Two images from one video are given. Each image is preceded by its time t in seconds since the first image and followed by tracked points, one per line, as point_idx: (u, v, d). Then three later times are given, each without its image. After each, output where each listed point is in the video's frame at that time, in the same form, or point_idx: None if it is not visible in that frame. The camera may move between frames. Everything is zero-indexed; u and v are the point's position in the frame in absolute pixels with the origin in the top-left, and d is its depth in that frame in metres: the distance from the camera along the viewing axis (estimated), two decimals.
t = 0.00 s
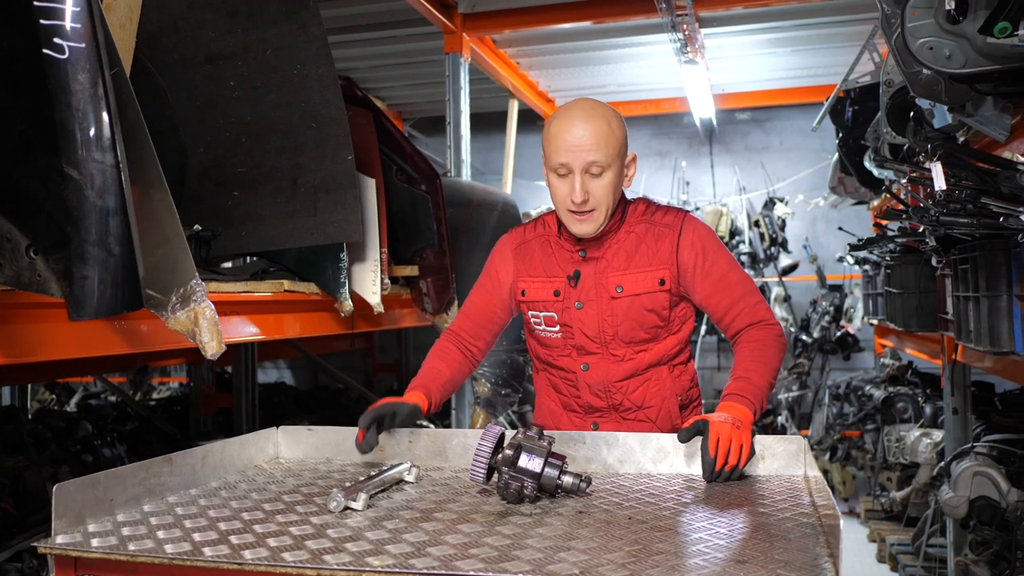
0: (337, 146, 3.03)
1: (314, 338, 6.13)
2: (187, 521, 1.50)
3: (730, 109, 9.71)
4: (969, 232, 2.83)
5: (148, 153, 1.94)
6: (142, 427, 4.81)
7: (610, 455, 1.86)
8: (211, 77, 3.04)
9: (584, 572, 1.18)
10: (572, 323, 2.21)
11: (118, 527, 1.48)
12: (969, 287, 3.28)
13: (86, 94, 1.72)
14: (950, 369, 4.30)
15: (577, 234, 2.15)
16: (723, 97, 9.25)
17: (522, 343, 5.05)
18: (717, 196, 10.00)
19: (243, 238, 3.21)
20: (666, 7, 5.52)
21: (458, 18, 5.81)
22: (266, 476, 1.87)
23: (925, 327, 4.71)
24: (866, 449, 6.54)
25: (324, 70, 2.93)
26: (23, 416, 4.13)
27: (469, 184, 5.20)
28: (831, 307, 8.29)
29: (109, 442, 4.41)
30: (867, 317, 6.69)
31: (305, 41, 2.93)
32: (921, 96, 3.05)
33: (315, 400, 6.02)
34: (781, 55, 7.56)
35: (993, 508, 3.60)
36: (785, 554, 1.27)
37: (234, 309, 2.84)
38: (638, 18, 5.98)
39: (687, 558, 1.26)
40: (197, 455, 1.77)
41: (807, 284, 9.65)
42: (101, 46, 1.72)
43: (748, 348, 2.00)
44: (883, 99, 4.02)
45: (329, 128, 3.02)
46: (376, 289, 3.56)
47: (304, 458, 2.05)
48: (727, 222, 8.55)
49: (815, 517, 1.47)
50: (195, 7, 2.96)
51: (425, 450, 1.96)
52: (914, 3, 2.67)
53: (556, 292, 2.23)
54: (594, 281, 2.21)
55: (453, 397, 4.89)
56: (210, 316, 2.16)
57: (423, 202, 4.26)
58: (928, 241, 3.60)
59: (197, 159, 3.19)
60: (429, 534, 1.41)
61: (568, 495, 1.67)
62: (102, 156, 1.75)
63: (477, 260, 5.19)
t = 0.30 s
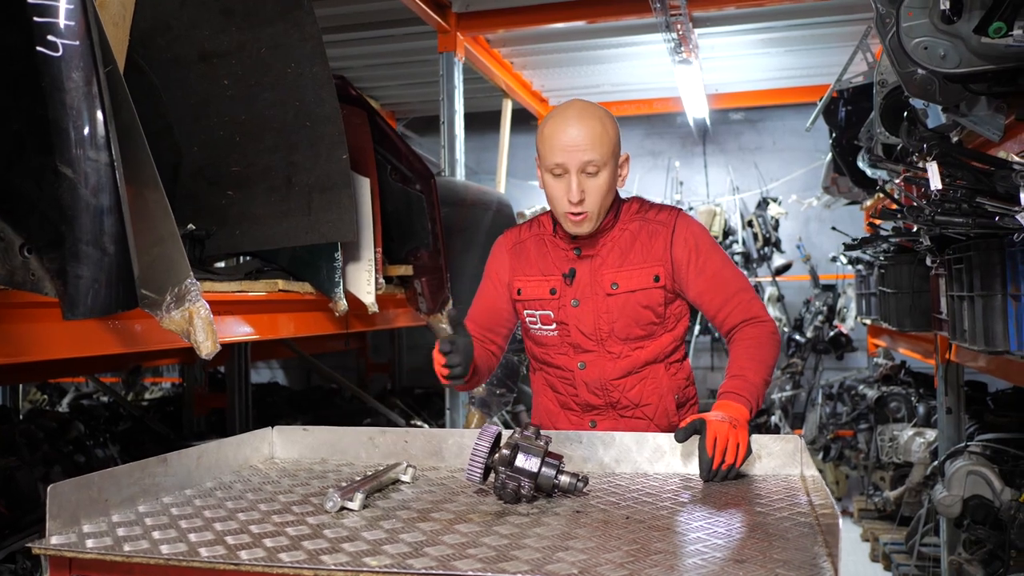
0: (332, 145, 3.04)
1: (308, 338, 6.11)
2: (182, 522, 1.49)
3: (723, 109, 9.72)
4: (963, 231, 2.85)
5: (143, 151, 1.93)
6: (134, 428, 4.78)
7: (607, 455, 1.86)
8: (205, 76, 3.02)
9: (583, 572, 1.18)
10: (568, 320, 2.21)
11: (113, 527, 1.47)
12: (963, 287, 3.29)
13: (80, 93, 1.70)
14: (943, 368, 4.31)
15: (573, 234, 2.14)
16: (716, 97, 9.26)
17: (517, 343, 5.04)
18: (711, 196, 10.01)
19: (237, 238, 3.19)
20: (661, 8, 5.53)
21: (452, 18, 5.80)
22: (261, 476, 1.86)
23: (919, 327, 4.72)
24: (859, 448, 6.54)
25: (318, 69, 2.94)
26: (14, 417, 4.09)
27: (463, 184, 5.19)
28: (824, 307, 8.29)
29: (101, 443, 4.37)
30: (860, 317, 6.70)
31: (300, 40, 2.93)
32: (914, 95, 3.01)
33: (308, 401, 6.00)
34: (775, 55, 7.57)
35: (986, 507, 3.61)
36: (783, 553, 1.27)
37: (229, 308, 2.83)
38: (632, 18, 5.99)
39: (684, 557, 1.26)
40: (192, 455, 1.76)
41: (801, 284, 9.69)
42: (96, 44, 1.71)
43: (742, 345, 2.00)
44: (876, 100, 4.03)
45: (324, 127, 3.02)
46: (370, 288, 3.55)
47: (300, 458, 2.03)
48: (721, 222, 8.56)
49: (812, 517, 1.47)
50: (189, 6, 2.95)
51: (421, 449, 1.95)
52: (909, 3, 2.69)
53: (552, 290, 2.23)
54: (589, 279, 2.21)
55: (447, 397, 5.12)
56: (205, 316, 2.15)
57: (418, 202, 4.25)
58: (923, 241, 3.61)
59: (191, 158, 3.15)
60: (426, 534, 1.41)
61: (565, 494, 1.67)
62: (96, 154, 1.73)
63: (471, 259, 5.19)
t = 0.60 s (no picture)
0: (332, 145, 3.03)
1: (304, 338, 6.09)
2: (189, 524, 1.49)
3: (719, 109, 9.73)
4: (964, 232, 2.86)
5: (148, 150, 1.95)
6: (130, 429, 4.75)
7: (612, 456, 1.86)
8: (205, 76, 3.00)
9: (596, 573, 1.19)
10: (575, 321, 2.21)
11: (120, 530, 1.46)
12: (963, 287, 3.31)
13: (88, 92, 1.70)
14: (941, 369, 4.32)
15: (581, 233, 2.13)
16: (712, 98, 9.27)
17: (516, 343, 5.02)
18: (706, 196, 10.02)
19: (237, 238, 3.18)
20: (659, 8, 5.53)
21: (450, 18, 5.79)
22: (265, 478, 1.85)
23: (917, 327, 4.73)
24: (854, 448, 6.54)
25: (319, 69, 2.93)
26: (9, 418, 4.06)
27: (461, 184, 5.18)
28: (820, 307, 8.29)
29: (98, 444, 4.35)
30: (856, 317, 6.72)
31: (301, 40, 2.92)
32: (914, 96, 3.02)
33: (304, 401, 5.98)
34: (771, 56, 7.58)
35: (985, 508, 3.62)
36: (793, 554, 1.28)
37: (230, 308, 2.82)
38: (630, 18, 5.99)
39: (696, 558, 1.27)
40: (196, 456, 1.75)
41: (796, 284, 9.71)
42: (103, 43, 1.71)
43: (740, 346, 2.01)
44: (874, 100, 4.03)
45: (325, 127, 3.02)
46: (370, 289, 3.54)
47: (303, 459, 2.03)
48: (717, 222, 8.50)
49: (822, 518, 1.47)
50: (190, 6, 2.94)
51: (426, 450, 1.95)
52: (911, 5, 2.69)
53: (558, 290, 2.23)
54: (595, 280, 2.21)
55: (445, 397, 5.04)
56: (210, 317, 2.15)
57: (417, 202, 4.25)
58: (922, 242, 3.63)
59: (190, 158, 3.12)
60: (435, 535, 1.40)
61: (572, 496, 1.66)
62: (104, 154, 1.73)
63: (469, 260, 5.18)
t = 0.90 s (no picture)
0: (328, 145, 3.05)
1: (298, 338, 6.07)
2: (188, 524, 1.48)
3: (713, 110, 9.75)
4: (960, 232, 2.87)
5: (145, 150, 1.95)
6: (123, 429, 4.73)
7: (610, 455, 1.86)
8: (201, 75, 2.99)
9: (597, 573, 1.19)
10: (574, 320, 2.21)
11: (119, 530, 1.46)
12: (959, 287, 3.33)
13: (86, 92, 1.70)
14: (935, 368, 4.33)
15: (590, 220, 2.17)
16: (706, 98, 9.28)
17: (512, 343, 5.02)
18: (700, 196, 10.04)
19: (233, 238, 3.17)
20: (655, 9, 5.52)
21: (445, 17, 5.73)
22: (263, 478, 1.85)
23: (913, 327, 4.73)
24: (847, 448, 6.55)
25: (316, 69, 2.93)
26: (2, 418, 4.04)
27: (456, 184, 5.17)
28: (813, 307, 8.30)
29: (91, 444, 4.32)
30: (849, 317, 6.73)
31: (297, 39, 2.91)
32: (909, 97, 3.04)
33: (299, 401, 5.96)
34: (765, 56, 7.60)
35: (979, 506, 3.62)
36: (792, 553, 1.28)
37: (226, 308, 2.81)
38: (625, 18, 5.99)
39: (697, 558, 1.27)
40: (194, 456, 1.75)
41: (789, 284, 9.75)
42: (101, 41, 1.70)
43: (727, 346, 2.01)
44: (869, 100, 4.04)
45: (321, 126, 3.01)
46: (366, 288, 3.55)
47: (300, 459, 2.02)
48: (712, 222, 8.47)
49: (822, 517, 1.47)
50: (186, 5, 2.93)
51: (423, 450, 1.94)
52: (907, 5, 2.70)
53: (558, 289, 2.24)
54: (595, 280, 2.22)
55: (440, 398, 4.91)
56: (207, 317, 2.15)
57: (413, 202, 4.25)
58: (917, 241, 3.64)
59: (186, 157, 3.10)
60: (435, 535, 1.40)
61: (571, 495, 1.66)
62: (102, 154, 1.73)
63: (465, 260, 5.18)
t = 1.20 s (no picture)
0: (325, 143, 3.01)
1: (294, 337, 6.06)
2: (186, 523, 1.47)
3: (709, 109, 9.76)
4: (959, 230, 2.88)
5: (143, 147, 1.94)
6: (118, 429, 4.70)
7: (609, 454, 1.85)
8: (198, 73, 2.98)
9: (599, 571, 1.18)
10: (576, 319, 2.21)
11: (117, 530, 1.45)
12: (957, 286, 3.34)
13: (83, 88, 1.69)
14: (932, 367, 4.33)
15: (591, 215, 2.17)
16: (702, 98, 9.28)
17: (508, 342, 5.08)
18: (696, 196, 10.05)
19: (229, 237, 3.16)
20: (651, 8, 5.52)
21: (441, 17, 5.77)
22: (260, 477, 1.84)
23: (909, 326, 4.75)
24: (843, 447, 6.55)
25: (312, 67, 2.91)
26: None
27: (452, 183, 5.16)
28: (809, 307, 8.29)
29: (86, 444, 4.30)
30: (845, 316, 6.74)
31: (294, 37, 2.90)
32: (907, 95, 3.05)
33: (295, 400, 5.95)
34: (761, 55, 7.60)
35: (976, 504, 3.62)
36: (795, 551, 1.28)
37: (223, 307, 2.79)
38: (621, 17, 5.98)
39: (698, 557, 1.27)
40: (192, 455, 1.74)
41: (785, 284, 9.77)
42: (99, 38, 1.69)
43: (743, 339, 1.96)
44: (865, 99, 4.04)
45: (318, 125, 3.00)
46: (363, 287, 3.53)
47: (298, 458, 2.01)
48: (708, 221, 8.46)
49: (823, 516, 1.47)
50: (182, 3, 2.91)
51: (421, 449, 1.93)
52: (906, 3, 2.73)
53: (560, 288, 2.23)
54: (597, 278, 2.21)
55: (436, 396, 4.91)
56: (205, 316, 2.13)
57: (410, 201, 4.23)
58: (915, 240, 3.65)
59: (183, 155, 3.09)
60: (435, 534, 1.39)
61: (571, 493, 1.66)
62: (99, 151, 1.72)
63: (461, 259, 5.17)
